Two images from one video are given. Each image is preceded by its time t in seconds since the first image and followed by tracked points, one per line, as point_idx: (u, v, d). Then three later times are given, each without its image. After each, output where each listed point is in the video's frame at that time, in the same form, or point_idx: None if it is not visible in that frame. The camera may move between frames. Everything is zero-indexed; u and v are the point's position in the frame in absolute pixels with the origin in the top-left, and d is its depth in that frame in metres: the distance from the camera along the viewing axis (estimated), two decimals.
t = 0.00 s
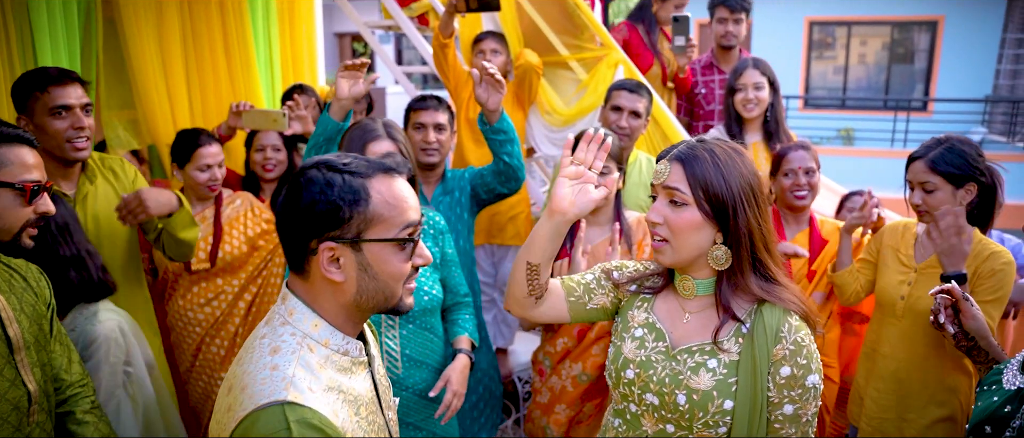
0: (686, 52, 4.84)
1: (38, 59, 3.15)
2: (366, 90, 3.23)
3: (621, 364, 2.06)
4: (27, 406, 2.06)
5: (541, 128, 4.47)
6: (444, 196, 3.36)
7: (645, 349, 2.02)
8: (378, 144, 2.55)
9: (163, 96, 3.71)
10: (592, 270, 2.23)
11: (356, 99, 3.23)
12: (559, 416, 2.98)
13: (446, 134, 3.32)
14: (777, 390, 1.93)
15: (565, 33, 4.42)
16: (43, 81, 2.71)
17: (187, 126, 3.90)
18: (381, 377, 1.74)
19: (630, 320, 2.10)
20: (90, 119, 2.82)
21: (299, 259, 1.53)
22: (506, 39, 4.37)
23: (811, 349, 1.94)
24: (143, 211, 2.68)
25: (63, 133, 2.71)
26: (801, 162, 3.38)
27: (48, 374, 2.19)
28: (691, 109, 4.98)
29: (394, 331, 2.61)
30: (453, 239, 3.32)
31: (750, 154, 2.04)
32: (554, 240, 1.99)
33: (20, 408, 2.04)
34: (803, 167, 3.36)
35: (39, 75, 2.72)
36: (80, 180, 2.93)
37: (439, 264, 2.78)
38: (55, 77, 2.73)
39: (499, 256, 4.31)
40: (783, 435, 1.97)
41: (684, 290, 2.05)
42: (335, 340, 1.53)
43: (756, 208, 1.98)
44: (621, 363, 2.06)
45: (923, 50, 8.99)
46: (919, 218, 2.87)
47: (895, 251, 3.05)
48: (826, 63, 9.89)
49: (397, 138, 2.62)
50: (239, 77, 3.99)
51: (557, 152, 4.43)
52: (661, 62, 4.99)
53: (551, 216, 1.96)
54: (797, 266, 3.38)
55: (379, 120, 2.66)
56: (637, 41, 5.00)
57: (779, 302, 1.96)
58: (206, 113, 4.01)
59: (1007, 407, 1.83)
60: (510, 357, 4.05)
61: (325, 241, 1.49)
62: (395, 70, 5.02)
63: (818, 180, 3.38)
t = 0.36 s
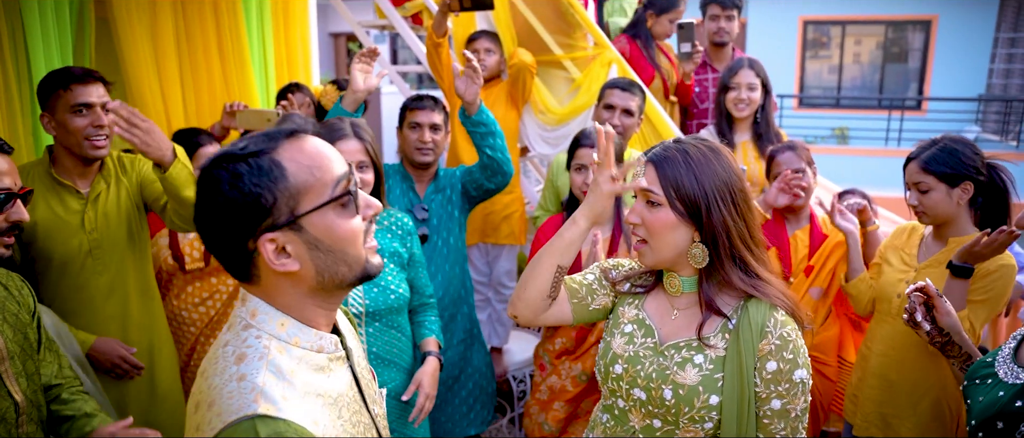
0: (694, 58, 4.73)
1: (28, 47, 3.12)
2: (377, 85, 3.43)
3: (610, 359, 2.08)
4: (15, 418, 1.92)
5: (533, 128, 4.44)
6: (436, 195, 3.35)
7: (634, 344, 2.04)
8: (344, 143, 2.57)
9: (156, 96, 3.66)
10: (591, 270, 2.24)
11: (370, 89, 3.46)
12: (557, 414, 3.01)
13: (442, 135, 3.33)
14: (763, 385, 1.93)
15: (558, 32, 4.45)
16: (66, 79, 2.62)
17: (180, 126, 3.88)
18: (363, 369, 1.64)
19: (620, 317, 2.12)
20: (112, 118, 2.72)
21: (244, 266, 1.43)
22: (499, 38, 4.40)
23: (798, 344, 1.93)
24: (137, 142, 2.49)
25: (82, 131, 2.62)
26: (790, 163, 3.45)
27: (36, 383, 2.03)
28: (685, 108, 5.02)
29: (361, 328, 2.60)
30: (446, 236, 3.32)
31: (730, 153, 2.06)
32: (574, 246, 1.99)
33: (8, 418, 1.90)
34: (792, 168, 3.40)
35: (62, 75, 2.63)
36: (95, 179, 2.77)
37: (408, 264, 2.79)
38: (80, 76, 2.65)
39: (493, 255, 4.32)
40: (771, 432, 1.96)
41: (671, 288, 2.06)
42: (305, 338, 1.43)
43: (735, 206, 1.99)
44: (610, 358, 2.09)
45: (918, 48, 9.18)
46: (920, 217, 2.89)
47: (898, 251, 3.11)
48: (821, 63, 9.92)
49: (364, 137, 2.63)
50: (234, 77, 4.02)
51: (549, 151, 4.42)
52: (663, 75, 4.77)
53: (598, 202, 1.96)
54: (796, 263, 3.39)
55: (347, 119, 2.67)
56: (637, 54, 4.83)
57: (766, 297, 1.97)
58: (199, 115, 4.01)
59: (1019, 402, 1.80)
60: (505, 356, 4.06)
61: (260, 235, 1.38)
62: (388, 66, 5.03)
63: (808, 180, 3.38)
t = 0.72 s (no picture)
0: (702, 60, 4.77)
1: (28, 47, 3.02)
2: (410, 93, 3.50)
3: (605, 357, 2.09)
4: (18, 406, 1.86)
5: (534, 127, 4.40)
6: (433, 192, 3.36)
7: (630, 342, 2.04)
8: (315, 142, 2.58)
9: (156, 93, 3.60)
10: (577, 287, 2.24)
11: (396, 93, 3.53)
12: (556, 413, 3.03)
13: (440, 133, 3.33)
14: (761, 385, 1.93)
15: (557, 30, 4.45)
16: (88, 77, 2.62)
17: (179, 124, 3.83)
18: (331, 364, 1.52)
19: (616, 316, 2.13)
20: (130, 116, 2.72)
21: (190, 253, 1.28)
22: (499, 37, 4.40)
23: (796, 345, 1.94)
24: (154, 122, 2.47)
25: (102, 129, 2.63)
26: (794, 161, 3.42)
27: (36, 371, 2.01)
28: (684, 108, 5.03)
29: (335, 325, 2.60)
30: (443, 233, 3.32)
31: (726, 151, 2.06)
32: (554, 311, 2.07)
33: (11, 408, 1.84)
34: (794, 166, 3.39)
35: (86, 73, 2.63)
36: (114, 176, 2.79)
37: (381, 262, 2.81)
38: (101, 73, 2.65)
39: (491, 253, 4.32)
40: (767, 432, 1.97)
41: (671, 286, 2.07)
42: (259, 342, 1.29)
43: (732, 205, 1.99)
44: (606, 356, 2.09)
45: (918, 48, 9.32)
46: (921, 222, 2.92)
47: (906, 265, 3.13)
48: (821, 62, 9.96)
49: (336, 135, 2.63)
50: (233, 74, 4.00)
51: (548, 150, 4.39)
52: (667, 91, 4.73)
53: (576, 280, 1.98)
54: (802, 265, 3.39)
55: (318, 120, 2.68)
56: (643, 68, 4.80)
57: (765, 297, 1.96)
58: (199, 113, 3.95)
59: (1016, 389, 1.93)
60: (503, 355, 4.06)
61: (217, 221, 1.24)
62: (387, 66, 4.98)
63: (808, 178, 3.38)
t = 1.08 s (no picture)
0: (707, 63, 4.76)
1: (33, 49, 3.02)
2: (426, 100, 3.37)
3: (600, 355, 2.10)
4: (29, 403, 1.88)
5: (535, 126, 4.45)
6: (436, 193, 3.36)
7: (624, 340, 2.06)
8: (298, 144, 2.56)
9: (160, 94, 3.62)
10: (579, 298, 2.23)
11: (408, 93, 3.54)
12: (555, 407, 3.05)
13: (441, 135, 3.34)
14: (753, 382, 1.93)
15: (559, 30, 4.45)
16: (108, 80, 2.64)
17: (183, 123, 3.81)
18: (304, 382, 1.40)
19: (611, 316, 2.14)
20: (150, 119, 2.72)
21: (169, 262, 1.12)
22: (501, 38, 4.41)
23: (789, 343, 1.94)
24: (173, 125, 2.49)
25: (121, 131, 2.64)
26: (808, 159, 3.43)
27: (45, 369, 2.01)
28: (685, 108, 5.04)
29: (319, 326, 2.62)
30: (444, 233, 3.33)
31: (727, 153, 2.06)
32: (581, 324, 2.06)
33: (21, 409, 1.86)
34: (809, 164, 3.41)
35: (107, 77, 2.65)
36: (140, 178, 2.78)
37: (363, 262, 2.81)
38: (122, 77, 2.67)
39: (493, 254, 4.34)
40: (760, 430, 1.96)
41: (667, 286, 2.07)
42: (226, 371, 1.15)
43: (733, 208, 1.99)
44: (600, 355, 2.10)
45: (920, 49, 9.43)
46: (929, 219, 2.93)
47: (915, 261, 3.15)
48: (824, 63, 9.98)
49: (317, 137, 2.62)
50: (236, 75, 4.01)
51: (549, 150, 4.41)
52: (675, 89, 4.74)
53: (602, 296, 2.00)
54: (808, 269, 3.37)
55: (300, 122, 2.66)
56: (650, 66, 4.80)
57: (759, 298, 1.97)
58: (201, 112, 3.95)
59: (998, 365, 1.97)
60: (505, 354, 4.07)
61: (216, 236, 1.09)
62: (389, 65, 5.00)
63: (822, 177, 3.38)
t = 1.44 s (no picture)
0: (712, 65, 4.84)
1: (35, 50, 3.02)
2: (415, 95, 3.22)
3: (594, 357, 2.11)
4: (45, 398, 2.01)
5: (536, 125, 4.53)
6: (438, 192, 3.37)
7: (616, 341, 2.06)
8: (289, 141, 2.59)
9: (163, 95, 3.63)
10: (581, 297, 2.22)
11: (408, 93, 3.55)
12: (553, 405, 3.05)
13: (443, 135, 3.34)
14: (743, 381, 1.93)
15: (561, 31, 4.44)
16: (128, 81, 2.72)
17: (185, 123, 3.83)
18: (278, 405, 1.34)
19: (604, 317, 2.14)
20: (169, 118, 2.81)
21: (152, 286, 1.04)
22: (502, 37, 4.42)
23: (779, 341, 1.93)
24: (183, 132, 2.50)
25: (141, 131, 2.72)
26: (810, 159, 3.43)
27: (61, 364, 2.13)
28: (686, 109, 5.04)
29: (310, 322, 2.61)
30: (445, 232, 3.34)
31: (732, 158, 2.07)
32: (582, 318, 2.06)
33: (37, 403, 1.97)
34: (809, 164, 3.40)
35: (126, 77, 2.73)
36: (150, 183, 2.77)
37: (348, 258, 2.80)
38: (140, 77, 2.74)
39: (494, 254, 4.34)
40: (752, 428, 1.96)
41: (659, 285, 2.07)
42: (194, 405, 1.09)
43: (733, 208, 2.00)
44: (594, 356, 2.11)
45: (924, 50, 9.54)
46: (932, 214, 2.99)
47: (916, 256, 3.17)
48: (826, 63, 10.01)
49: (306, 135, 2.68)
50: (239, 78, 4.04)
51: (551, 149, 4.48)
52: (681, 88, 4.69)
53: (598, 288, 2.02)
54: (812, 269, 3.39)
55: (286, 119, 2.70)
56: (655, 66, 4.78)
57: (749, 296, 1.97)
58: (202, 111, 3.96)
59: (994, 348, 2.00)
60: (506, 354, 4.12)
61: (211, 272, 1.03)
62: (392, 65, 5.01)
63: (825, 178, 3.38)
